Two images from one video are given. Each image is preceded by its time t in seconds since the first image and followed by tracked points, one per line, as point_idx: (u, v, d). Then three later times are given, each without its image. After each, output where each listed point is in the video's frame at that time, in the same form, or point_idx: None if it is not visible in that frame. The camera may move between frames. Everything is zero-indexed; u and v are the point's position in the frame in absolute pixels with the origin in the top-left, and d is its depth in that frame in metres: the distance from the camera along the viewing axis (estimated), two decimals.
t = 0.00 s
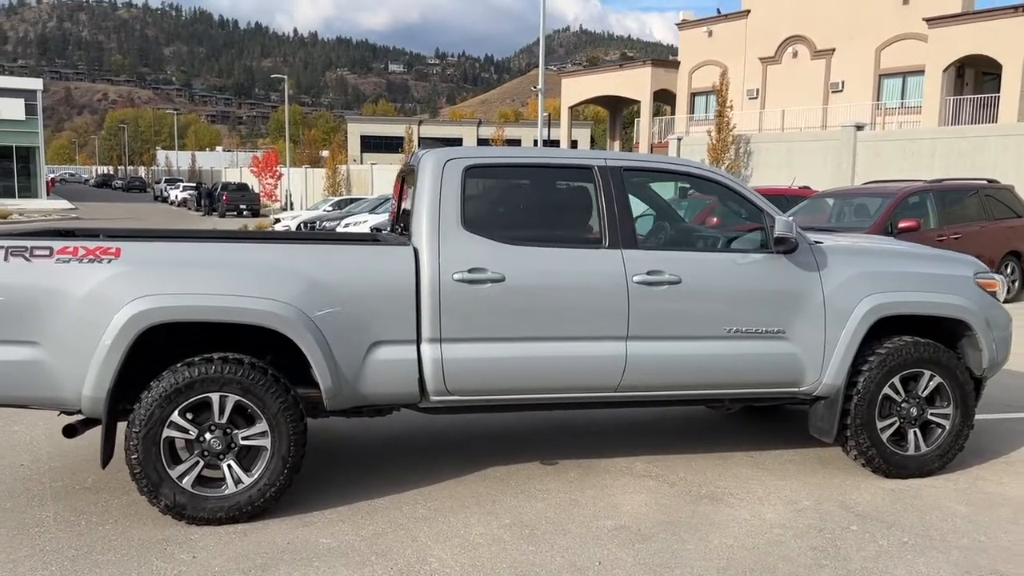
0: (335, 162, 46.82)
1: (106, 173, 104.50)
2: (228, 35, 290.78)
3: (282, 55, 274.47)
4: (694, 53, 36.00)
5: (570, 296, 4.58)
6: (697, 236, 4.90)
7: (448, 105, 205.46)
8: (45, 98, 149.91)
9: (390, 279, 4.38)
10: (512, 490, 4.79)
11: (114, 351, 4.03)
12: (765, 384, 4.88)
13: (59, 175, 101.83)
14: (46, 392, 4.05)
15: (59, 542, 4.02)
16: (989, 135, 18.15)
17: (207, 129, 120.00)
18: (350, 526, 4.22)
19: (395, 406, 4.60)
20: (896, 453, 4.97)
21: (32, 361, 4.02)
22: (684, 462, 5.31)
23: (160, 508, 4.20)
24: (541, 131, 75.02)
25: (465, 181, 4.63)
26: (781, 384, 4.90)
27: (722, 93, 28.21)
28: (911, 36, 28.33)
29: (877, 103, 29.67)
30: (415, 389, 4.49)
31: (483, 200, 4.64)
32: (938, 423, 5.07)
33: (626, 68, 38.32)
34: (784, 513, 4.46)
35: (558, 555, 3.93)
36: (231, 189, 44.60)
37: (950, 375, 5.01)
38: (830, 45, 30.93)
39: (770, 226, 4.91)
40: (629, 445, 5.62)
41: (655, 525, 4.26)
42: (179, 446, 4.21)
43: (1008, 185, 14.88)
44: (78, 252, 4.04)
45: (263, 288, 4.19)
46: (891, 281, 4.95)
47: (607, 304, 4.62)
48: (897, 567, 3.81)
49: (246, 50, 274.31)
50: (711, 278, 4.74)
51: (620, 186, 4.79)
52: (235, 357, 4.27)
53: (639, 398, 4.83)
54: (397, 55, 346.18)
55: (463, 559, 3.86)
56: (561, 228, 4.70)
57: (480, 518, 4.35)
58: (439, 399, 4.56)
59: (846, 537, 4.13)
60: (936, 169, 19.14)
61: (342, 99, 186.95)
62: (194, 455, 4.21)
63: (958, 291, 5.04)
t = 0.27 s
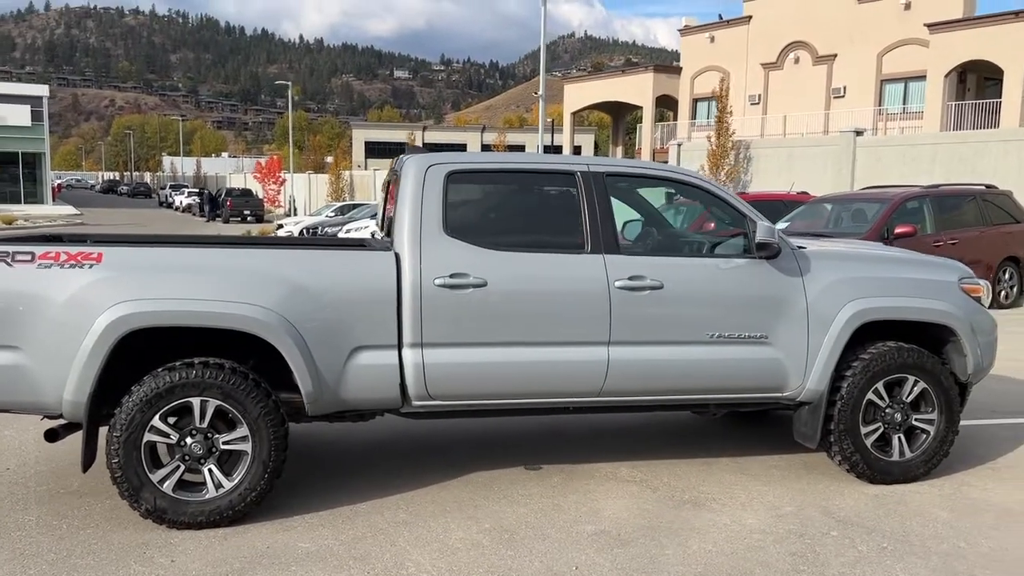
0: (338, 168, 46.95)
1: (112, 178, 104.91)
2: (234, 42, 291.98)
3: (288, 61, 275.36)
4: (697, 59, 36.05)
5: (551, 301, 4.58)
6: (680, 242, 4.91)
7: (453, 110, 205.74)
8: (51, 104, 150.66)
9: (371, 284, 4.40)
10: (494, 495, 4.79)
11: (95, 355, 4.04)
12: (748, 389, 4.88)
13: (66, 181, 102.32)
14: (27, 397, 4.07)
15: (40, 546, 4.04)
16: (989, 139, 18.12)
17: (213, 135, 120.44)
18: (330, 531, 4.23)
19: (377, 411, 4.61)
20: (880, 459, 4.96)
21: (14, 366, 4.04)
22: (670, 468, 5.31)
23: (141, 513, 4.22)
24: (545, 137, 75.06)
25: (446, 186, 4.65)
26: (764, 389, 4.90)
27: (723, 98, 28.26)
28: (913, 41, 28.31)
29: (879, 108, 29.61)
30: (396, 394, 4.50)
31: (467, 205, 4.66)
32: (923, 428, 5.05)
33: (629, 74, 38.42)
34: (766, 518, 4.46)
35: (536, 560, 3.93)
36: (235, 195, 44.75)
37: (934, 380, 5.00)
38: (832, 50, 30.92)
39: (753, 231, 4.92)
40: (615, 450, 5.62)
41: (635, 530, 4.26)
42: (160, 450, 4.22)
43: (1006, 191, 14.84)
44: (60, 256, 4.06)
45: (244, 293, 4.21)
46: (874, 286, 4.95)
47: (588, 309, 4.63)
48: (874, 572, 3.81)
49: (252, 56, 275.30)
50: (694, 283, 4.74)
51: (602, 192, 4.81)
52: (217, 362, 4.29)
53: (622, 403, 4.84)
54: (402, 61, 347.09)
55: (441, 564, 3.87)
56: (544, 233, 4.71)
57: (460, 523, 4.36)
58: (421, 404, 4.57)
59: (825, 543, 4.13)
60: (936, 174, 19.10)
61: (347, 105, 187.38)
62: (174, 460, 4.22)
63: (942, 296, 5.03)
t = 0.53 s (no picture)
0: (343, 174, 47.06)
1: (120, 184, 105.33)
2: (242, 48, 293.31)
3: (295, 67, 276.30)
4: (701, 65, 36.09)
5: (530, 309, 4.59)
6: (661, 249, 4.92)
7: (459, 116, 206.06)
8: (60, 110, 151.52)
9: (349, 291, 4.42)
10: (473, 503, 4.80)
11: (72, 362, 4.07)
12: (727, 396, 4.88)
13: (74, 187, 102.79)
14: (5, 403, 4.10)
15: (17, 552, 4.06)
16: (989, 146, 18.08)
17: (220, 141, 120.90)
18: (306, 538, 4.25)
19: (355, 418, 4.62)
20: (861, 467, 4.95)
21: None
22: (652, 475, 5.31)
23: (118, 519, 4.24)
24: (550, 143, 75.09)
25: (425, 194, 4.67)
26: (743, 397, 4.90)
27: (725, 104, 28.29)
28: (916, 47, 28.26)
29: (882, 114, 29.50)
30: (374, 401, 4.52)
31: (445, 212, 4.68)
32: (905, 436, 5.04)
33: (633, 80, 38.50)
34: (743, 526, 4.45)
35: (509, 567, 3.94)
36: (240, 201, 44.87)
37: (915, 388, 5.00)
38: (836, 56, 30.90)
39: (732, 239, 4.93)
40: (599, 457, 5.62)
41: (611, 537, 4.27)
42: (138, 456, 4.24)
43: (1006, 197, 14.79)
44: (38, 264, 4.10)
45: (222, 300, 4.24)
46: (854, 294, 4.95)
47: (567, 316, 4.64)
48: None
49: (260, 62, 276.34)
50: (673, 290, 4.75)
51: (581, 200, 4.82)
52: (195, 368, 4.31)
53: (601, 410, 4.84)
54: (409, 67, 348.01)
55: (414, 571, 3.87)
56: (522, 240, 4.73)
57: (437, 530, 4.37)
58: (399, 411, 4.58)
59: (800, 550, 4.13)
60: (937, 180, 19.05)
61: (354, 111, 187.85)
62: (152, 466, 4.24)
63: (922, 303, 5.03)
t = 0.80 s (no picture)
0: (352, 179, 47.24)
1: (133, 189, 105.99)
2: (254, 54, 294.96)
3: (306, 73, 277.58)
4: (709, 71, 36.10)
5: (514, 315, 4.63)
6: (647, 257, 4.95)
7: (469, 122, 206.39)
8: (74, 116, 152.65)
9: (334, 297, 4.47)
10: (457, 508, 4.83)
11: (59, 367, 4.13)
12: (712, 403, 4.91)
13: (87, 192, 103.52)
14: None
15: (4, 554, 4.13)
16: (994, 153, 17.98)
17: (231, 146, 121.49)
18: (290, 542, 4.29)
19: (341, 423, 4.67)
20: (846, 474, 4.97)
21: None
22: (639, 481, 5.33)
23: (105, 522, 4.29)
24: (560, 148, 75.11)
25: (411, 202, 4.72)
26: (728, 404, 4.92)
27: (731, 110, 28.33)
28: (923, 53, 28.17)
29: (890, 120, 29.27)
30: (360, 406, 4.56)
31: (431, 219, 4.73)
32: (890, 443, 5.06)
33: (641, 86, 38.59)
34: (725, 532, 4.48)
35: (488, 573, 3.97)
36: (250, 206, 45.07)
37: (900, 395, 5.01)
38: (843, 62, 30.83)
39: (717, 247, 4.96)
40: (587, 463, 5.64)
41: (591, 542, 4.30)
42: (125, 461, 4.30)
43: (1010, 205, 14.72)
44: (27, 271, 4.17)
45: (208, 306, 4.30)
46: (839, 302, 4.97)
47: (551, 323, 4.67)
48: None
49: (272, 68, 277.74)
50: (658, 297, 4.78)
51: (567, 208, 4.86)
52: (181, 373, 4.37)
53: (586, 417, 4.87)
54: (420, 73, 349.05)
55: None
56: (508, 248, 4.77)
57: (420, 535, 4.41)
58: (384, 417, 4.62)
59: (779, 558, 4.14)
60: (943, 187, 18.98)
61: (364, 117, 188.45)
62: (139, 470, 4.30)
63: (907, 312, 5.05)
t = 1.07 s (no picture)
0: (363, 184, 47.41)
1: (146, 194, 106.67)
2: (267, 60, 296.67)
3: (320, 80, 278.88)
4: (718, 77, 36.14)
5: (507, 318, 4.72)
6: (638, 261, 5.03)
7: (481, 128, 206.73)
8: (88, 121, 153.83)
9: (329, 299, 4.58)
10: (451, 506, 4.92)
11: (62, 367, 4.25)
12: (702, 405, 4.98)
13: (100, 197, 104.23)
14: None
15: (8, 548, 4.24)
16: (1001, 159, 17.94)
17: (244, 152, 122.13)
18: (285, 538, 4.39)
19: (337, 423, 4.77)
20: (835, 476, 5.03)
21: None
22: (632, 483, 5.40)
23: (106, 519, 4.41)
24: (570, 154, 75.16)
25: (405, 207, 4.82)
26: (717, 405, 5.00)
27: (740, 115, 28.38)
28: (932, 59, 28.11)
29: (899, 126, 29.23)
30: (355, 406, 4.66)
31: (426, 224, 4.83)
32: (879, 446, 5.12)
33: (650, 92, 38.69)
34: (714, 532, 4.54)
35: (477, 570, 4.06)
36: (261, 211, 45.28)
37: (889, 399, 5.07)
38: (852, 68, 30.81)
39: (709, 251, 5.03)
40: (582, 465, 5.72)
41: (581, 540, 4.38)
42: (126, 458, 4.41)
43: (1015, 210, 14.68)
44: (32, 273, 4.30)
45: (206, 308, 4.40)
46: (828, 306, 5.04)
47: (542, 325, 4.75)
48: None
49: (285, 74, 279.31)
50: (647, 300, 4.86)
51: (558, 213, 4.96)
52: (180, 374, 4.48)
53: (578, 419, 4.95)
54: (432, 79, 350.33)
55: (384, 571, 4.01)
56: (500, 252, 4.86)
57: (413, 532, 4.50)
58: (379, 417, 4.72)
59: (765, 557, 4.21)
60: (950, 193, 18.94)
61: (376, 122, 189.05)
62: (139, 468, 4.41)
63: (896, 316, 5.11)
